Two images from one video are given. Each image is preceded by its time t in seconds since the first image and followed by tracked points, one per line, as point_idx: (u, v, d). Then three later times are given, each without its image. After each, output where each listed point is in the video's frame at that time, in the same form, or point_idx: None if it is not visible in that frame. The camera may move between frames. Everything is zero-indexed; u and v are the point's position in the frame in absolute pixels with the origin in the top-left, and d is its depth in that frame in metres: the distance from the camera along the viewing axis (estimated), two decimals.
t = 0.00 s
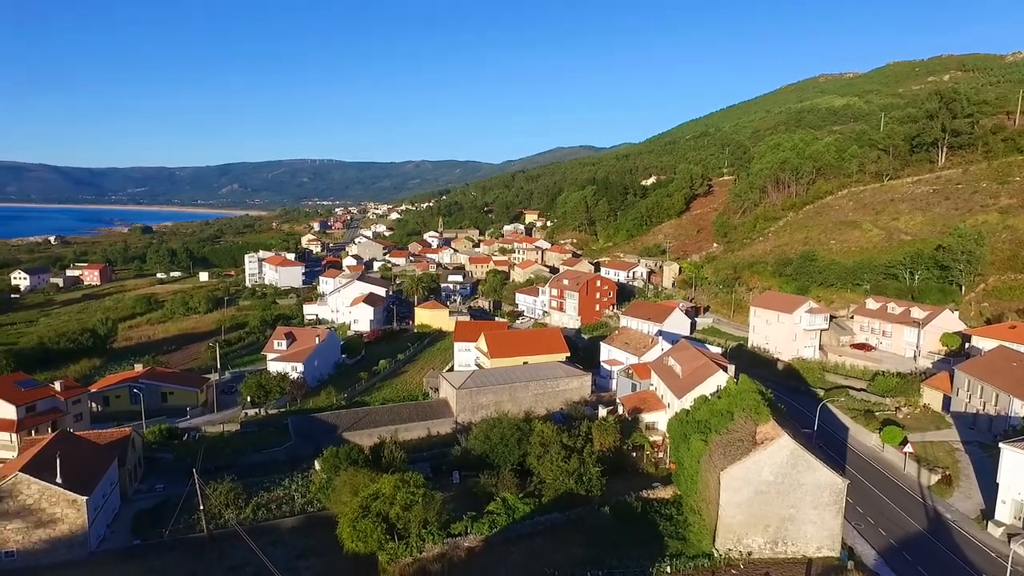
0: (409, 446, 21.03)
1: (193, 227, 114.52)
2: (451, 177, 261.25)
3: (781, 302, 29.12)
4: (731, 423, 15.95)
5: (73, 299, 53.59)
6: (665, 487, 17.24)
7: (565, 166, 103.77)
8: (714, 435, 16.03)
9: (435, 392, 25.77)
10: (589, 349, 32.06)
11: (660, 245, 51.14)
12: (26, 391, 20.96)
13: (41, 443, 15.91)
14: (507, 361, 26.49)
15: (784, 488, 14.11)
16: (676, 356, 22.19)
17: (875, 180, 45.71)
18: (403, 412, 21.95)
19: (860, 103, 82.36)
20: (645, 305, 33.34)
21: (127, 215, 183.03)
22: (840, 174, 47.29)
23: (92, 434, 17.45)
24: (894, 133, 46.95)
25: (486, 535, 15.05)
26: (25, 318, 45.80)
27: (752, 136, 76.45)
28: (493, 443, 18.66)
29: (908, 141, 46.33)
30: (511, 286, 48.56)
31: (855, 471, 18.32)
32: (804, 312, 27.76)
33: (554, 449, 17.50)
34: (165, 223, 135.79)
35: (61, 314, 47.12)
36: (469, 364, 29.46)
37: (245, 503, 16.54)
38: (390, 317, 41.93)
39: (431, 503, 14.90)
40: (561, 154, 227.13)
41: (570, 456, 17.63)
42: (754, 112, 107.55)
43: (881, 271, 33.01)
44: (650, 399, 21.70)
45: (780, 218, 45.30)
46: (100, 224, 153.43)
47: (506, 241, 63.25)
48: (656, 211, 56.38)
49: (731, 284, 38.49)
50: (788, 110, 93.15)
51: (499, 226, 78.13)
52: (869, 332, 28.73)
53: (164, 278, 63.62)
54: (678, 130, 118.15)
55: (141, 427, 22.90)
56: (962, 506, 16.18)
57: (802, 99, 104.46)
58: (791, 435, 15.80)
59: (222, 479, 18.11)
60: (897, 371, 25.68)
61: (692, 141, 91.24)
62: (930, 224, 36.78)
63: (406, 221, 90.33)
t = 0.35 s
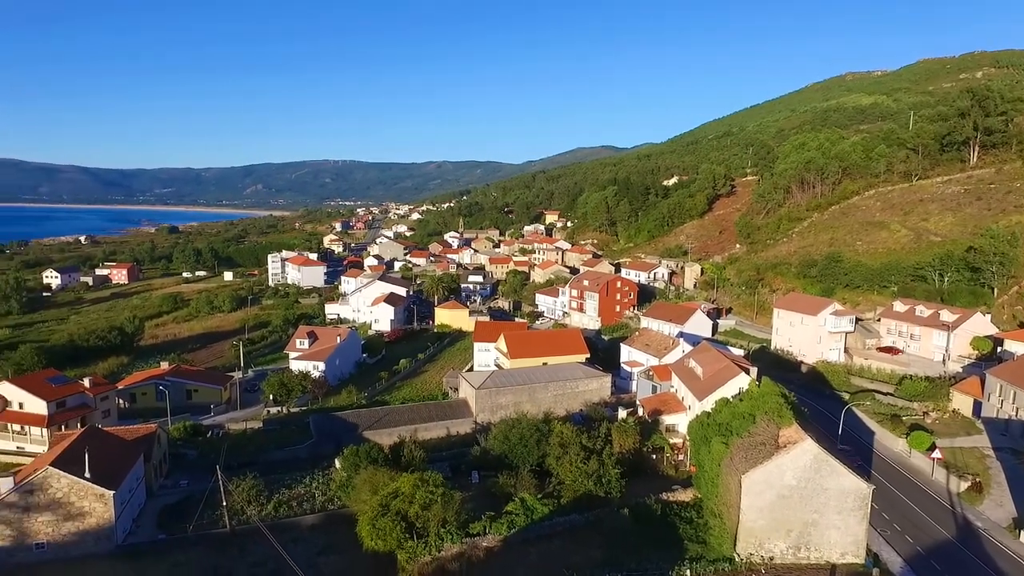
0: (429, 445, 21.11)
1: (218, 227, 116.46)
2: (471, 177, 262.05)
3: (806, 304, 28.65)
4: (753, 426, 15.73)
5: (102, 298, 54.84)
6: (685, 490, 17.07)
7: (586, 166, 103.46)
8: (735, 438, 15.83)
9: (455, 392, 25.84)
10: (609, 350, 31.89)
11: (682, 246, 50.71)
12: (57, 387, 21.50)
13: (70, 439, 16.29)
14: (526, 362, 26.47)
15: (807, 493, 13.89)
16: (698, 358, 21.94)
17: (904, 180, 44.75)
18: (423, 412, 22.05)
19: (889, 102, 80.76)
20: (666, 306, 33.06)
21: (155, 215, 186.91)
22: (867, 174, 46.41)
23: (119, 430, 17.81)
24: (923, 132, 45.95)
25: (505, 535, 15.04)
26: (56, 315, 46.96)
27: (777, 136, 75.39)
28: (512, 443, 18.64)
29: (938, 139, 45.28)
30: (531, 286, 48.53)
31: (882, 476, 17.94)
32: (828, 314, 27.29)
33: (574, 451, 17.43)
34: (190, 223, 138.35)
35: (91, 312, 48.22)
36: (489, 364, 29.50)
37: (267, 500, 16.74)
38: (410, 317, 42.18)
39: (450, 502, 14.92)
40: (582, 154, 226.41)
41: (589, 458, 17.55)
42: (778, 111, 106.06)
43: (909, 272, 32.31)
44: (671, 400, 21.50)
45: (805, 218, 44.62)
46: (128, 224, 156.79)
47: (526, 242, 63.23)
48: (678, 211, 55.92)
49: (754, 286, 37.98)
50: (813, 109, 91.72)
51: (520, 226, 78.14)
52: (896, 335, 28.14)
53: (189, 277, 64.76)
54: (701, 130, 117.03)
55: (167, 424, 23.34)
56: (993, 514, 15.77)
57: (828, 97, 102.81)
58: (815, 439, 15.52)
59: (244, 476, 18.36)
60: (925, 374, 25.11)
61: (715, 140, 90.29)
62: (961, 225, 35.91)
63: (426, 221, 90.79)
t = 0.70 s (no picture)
0: (449, 445, 21.17)
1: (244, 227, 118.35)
2: (493, 178, 262.55)
3: (832, 306, 28.12)
4: (777, 429, 15.48)
5: (131, 296, 56.02)
6: (707, 493, 16.86)
7: (608, 166, 102.98)
8: (758, 442, 15.60)
9: (475, 392, 25.88)
10: (631, 351, 31.68)
11: (705, 247, 50.19)
12: (88, 383, 22.04)
13: (100, 434, 16.66)
14: (547, 362, 26.42)
15: (833, 498, 13.62)
16: (721, 360, 21.68)
17: (935, 180, 43.70)
18: (444, 411, 22.14)
19: (920, 100, 78.99)
20: (689, 307, 32.72)
21: (182, 215, 190.52)
22: (897, 174, 45.42)
23: (147, 426, 18.18)
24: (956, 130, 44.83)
25: (525, 535, 15.02)
26: (87, 313, 48.14)
27: (803, 135, 74.21)
28: (532, 444, 18.61)
29: (971, 138, 44.13)
30: (552, 287, 48.42)
31: (911, 483, 17.53)
32: (856, 316, 26.76)
33: (594, 452, 17.33)
34: (217, 223, 140.86)
35: (120, 310, 49.28)
36: (509, 365, 29.49)
37: (289, 497, 16.94)
38: (431, 317, 42.38)
39: (470, 502, 14.93)
40: (604, 154, 225.55)
41: (609, 460, 17.44)
42: (805, 110, 104.37)
43: (940, 274, 31.50)
44: (693, 402, 21.26)
45: (832, 219, 43.83)
46: (156, 224, 160.07)
47: (548, 242, 63.13)
48: (701, 212, 55.36)
49: (779, 287, 37.41)
50: (841, 108, 90.05)
51: (541, 227, 78.06)
52: (927, 338, 27.47)
53: (216, 276, 65.89)
54: (725, 130, 115.73)
55: (194, 420, 23.78)
56: None
57: (857, 96, 100.89)
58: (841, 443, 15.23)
59: (268, 473, 18.60)
60: (957, 379, 24.49)
61: (740, 140, 89.19)
62: (995, 226, 34.94)
63: (448, 221, 91.17)
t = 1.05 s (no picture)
0: (468, 445, 21.21)
1: (267, 227, 120.05)
2: (514, 178, 262.88)
3: (859, 308, 27.61)
4: (800, 433, 15.23)
5: (158, 295, 57.12)
6: (728, 497, 16.67)
7: (629, 167, 102.43)
8: (781, 445, 15.39)
9: (495, 392, 25.90)
10: (651, 352, 31.46)
11: (727, 248, 49.68)
12: (116, 380, 22.53)
13: (127, 430, 17.02)
14: (567, 363, 26.34)
15: (858, 504, 13.36)
16: (743, 362, 21.43)
17: (966, 180, 42.66)
18: (463, 411, 22.18)
19: (951, 98, 77.19)
20: (711, 309, 32.35)
21: (209, 216, 193.86)
22: (926, 174, 44.44)
23: (172, 423, 18.51)
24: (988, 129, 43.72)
25: (544, 537, 14.97)
26: (116, 311, 49.21)
27: (829, 135, 72.99)
28: (551, 445, 18.55)
29: (1005, 136, 42.97)
30: (572, 287, 48.29)
31: (940, 489, 17.11)
32: (882, 319, 26.23)
33: (614, 453, 17.24)
34: (242, 224, 143.12)
35: (148, 309, 50.27)
36: (529, 365, 29.47)
37: (310, 494, 17.11)
38: (451, 317, 42.53)
39: (488, 503, 14.94)
40: (625, 155, 224.44)
41: (629, 462, 17.33)
42: (831, 109, 102.67)
43: (971, 276, 30.73)
44: (714, 405, 21.02)
45: (858, 220, 43.05)
46: (183, 224, 163.07)
47: (568, 243, 63.00)
48: (724, 212, 54.78)
49: (803, 289, 36.84)
50: (869, 106, 88.39)
51: (562, 228, 77.93)
52: (957, 342, 26.82)
53: (240, 276, 66.92)
54: (749, 130, 114.35)
55: (217, 417, 24.15)
56: None
57: (885, 95, 99.02)
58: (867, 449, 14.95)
59: (289, 470, 18.81)
60: (988, 384, 23.88)
61: (764, 140, 88.04)
62: None
63: (469, 222, 91.46)
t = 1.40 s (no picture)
0: (488, 445, 21.24)
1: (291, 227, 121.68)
2: (535, 178, 262.82)
3: (886, 310, 27.04)
4: (825, 437, 14.94)
5: (185, 294, 58.21)
6: (750, 501, 16.45)
7: (651, 167, 101.74)
8: (805, 449, 15.13)
9: (514, 393, 25.90)
10: (672, 354, 31.19)
11: (751, 249, 49.06)
12: (143, 377, 23.00)
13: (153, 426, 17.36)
14: (587, 364, 26.22)
15: (884, 511, 13.07)
16: (766, 365, 21.13)
17: (999, 179, 41.53)
18: (483, 411, 22.21)
19: (984, 95, 75.23)
20: (733, 310, 31.96)
21: (233, 216, 197.55)
22: (958, 173, 43.35)
23: (197, 420, 18.80)
24: None
25: (563, 538, 14.91)
26: (143, 309, 50.25)
27: (857, 134, 71.66)
28: (571, 446, 18.47)
29: None
30: (593, 288, 48.10)
31: (971, 497, 16.68)
32: (911, 321, 25.66)
33: (634, 455, 17.11)
34: (267, 224, 145.28)
35: (174, 307, 51.25)
36: (549, 366, 29.39)
37: (331, 492, 17.26)
38: (472, 317, 42.63)
39: (507, 503, 14.92)
40: (646, 155, 223.00)
41: (649, 464, 17.18)
42: (859, 108, 100.75)
43: (1004, 278, 29.90)
44: (737, 408, 20.76)
45: (886, 221, 42.19)
46: (209, 224, 166.00)
47: (589, 243, 62.78)
48: (747, 213, 54.12)
49: (829, 291, 36.21)
50: (898, 104, 86.52)
51: (582, 228, 77.65)
52: (989, 345, 26.11)
53: (264, 275, 67.85)
54: (774, 129, 112.73)
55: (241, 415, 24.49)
56: None
57: (915, 92, 96.88)
58: (894, 454, 14.63)
59: (311, 467, 19.01)
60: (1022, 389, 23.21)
61: (789, 139, 86.74)
62: None
63: (490, 222, 91.64)
